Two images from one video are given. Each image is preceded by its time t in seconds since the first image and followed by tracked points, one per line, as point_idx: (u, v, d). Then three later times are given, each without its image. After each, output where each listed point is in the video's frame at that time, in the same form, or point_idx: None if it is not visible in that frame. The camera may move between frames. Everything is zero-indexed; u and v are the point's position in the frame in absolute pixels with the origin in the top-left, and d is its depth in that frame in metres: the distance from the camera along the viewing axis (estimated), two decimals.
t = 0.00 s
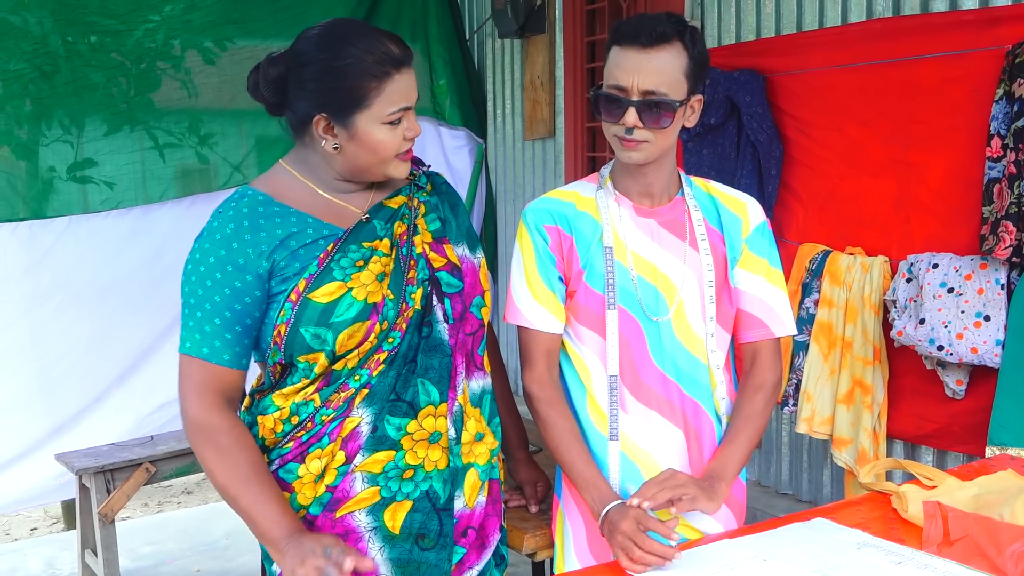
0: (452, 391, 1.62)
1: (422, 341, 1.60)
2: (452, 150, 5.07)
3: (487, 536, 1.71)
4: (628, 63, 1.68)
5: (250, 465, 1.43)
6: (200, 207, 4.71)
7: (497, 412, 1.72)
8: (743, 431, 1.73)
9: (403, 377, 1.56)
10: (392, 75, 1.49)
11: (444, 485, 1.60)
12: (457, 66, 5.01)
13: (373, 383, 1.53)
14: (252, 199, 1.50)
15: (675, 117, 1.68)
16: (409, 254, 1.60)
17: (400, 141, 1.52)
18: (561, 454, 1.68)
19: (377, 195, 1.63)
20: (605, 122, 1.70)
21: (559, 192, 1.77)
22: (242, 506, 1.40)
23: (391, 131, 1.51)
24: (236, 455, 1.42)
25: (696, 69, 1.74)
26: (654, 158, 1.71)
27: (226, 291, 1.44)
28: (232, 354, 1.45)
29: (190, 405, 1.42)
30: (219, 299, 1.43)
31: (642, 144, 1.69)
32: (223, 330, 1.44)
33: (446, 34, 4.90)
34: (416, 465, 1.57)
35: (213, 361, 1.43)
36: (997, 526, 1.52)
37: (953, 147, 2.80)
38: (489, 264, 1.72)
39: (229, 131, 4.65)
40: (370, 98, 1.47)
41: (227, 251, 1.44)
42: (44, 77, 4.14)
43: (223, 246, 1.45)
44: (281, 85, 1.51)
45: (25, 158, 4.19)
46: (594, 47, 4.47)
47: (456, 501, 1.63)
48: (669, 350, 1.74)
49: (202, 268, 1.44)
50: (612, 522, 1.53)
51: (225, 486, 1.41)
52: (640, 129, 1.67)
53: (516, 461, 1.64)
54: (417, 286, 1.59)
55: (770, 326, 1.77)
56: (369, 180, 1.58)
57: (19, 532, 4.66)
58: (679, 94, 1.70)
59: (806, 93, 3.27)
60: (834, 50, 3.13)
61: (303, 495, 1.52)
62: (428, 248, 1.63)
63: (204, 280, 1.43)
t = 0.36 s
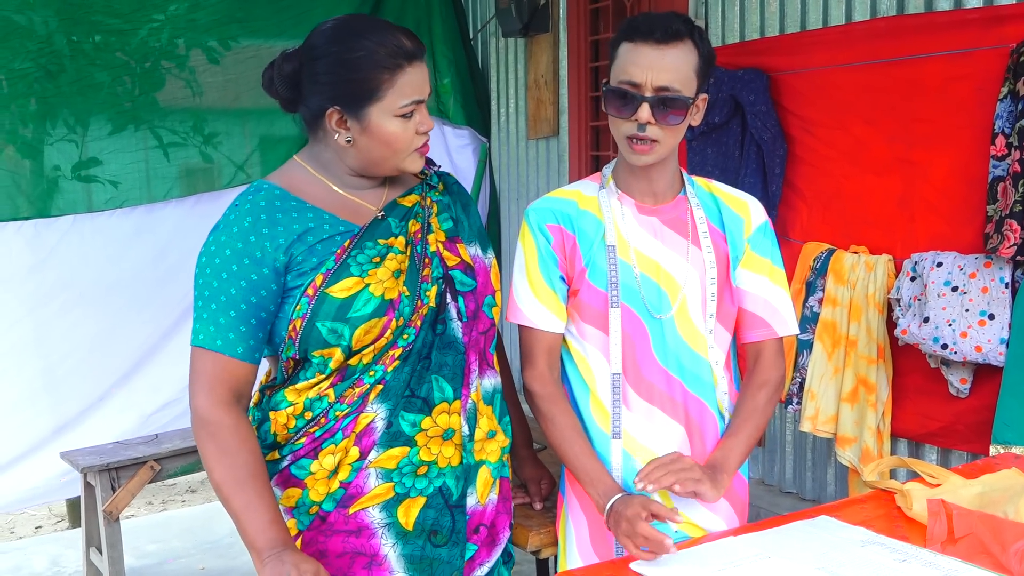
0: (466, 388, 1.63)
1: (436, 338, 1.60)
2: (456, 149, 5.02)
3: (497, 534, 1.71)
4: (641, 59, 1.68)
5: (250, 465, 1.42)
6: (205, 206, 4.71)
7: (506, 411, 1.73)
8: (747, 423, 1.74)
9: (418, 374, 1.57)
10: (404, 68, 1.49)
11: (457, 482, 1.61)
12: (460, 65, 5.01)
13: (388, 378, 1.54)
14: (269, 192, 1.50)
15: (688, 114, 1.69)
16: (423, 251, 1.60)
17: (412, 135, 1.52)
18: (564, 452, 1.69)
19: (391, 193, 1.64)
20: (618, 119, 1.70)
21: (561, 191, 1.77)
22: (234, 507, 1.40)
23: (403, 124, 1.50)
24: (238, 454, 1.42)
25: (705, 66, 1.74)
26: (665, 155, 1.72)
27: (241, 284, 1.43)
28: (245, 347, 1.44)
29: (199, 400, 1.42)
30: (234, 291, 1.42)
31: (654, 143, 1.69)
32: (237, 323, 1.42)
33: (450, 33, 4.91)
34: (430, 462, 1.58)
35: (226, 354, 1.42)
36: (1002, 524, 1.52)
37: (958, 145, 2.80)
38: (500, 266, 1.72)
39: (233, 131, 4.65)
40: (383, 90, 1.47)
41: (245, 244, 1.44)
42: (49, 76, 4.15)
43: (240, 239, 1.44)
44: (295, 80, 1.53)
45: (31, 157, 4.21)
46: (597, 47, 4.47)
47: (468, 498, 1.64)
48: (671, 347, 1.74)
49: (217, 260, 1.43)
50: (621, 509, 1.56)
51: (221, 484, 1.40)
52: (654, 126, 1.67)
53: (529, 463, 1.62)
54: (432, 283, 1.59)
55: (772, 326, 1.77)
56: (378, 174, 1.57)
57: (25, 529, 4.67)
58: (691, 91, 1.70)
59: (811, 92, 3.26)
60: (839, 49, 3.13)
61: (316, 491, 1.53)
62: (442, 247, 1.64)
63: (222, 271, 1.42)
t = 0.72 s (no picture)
0: (478, 387, 1.64)
1: (448, 337, 1.62)
2: (459, 148, 5.13)
3: (506, 532, 1.72)
4: (648, 61, 1.68)
5: (272, 464, 1.43)
6: (208, 205, 4.72)
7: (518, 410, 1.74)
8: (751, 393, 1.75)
9: (432, 372, 1.58)
10: (412, 72, 1.49)
11: (468, 480, 1.63)
12: (463, 64, 5.02)
13: (402, 377, 1.55)
14: (282, 192, 1.51)
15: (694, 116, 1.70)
16: (436, 251, 1.61)
17: (416, 138, 1.52)
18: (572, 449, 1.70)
19: (401, 194, 1.65)
20: (623, 120, 1.70)
21: (563, 192, 1.79)
22: (259, 507, 1.41)
23: (407, 127, 1.51)
24: (260, 453, 1.42)
25: (707, 69, 1.75)
26: (670, 156, 1.73)
27: (258, 284, 1.43)
28: (263, 346, 1.44)
29: (218, 398, 1.43)
30: (250, 291, 1.43)
31: (660, 145, 1.70)
32: (254, 322, 1.43)
33: (452, 33, 4.93)
34: (443, 460, 1.59)
35: (243, 354, 1.43)
36: (1004, 521, 1.53)
37: (961, 145, 2.81)
38: (511, 265, 1.74)
39: (236, 130, 4.66)
40: (389, 93, 1.47)
41: (258, 244, 1.44)
42: (52, 75, 4.16)
43: (254, 239, 1.44)
44: (307, 76, 1.54)
45: (35, 157, 4.22)
46: (600, 46, 4.48)
47: (479, 496, 1.65)
48: (674, 347, 1.75)
49: (232, 261, 1.43)
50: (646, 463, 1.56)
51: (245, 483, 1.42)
52: (661, 129, 1.67)
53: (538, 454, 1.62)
54: (444, 282, 1.60)
55: (771, 328, 1.78)
56: (382, 173, 1.57)
57: (28, 527, 4.68)
58: (696, 93, 1.71)
59: (814, 92, 3.27)
60: (842, 48, 3.13)
61: (330, 488, 1.53)
62: (454, 246, 1.65)
63: (237, 271, 1.43)
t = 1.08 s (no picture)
0: (480, 386, 1.64)
1: (451, 335, 1.62)
2: (460, 147, 5.14)
3: (504, 531, 1.73)
4: (649, 61, 1.69)
5: (270, 457, 1.42)
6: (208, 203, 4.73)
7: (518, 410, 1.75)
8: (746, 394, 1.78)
9: (434, 370, 1.58)
10: (416, 73, 1.48)
11: (468, 479, 1.63)
12: (464, 62, 5.03)
13: (404, 373, 1.55)
14: (290, 185, 1.52)
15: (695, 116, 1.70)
16: (440, 250, 1.62)
17: (416, 140, 1.51)
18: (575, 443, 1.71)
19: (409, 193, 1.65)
20: (625, 120, 1.71)
21: (565, 189, 1.80)
22: (256, 497, 1.40)
23: (408, 128, 1.50)
24: (259, 446, 1.42)
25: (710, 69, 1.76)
26: (672, 156, 1.73)
27: (264, 276, 1.44)
28: (266, 339, 1.44)
29: (221, 389, 1.42)
30: (255, 283, 1.43)
31: (662, 145, 1.71)
32: (259, 315, 1.43)
33: (453, 31, 4.93)
34: (443, 458, 1.59)
35: (247, 345, 1.42)
36: (1002, 517, 1.54)
37: (960, 143, 2.82)
38: (514, 264, 1.75)
39: (236, 128, 4.67)
40: (391, 90, 1.47)
41: (265, 237, 1.45)
42: (53, 73, 4.17)
43: (261, 232, 1.45)
44: (319, 69, 1.54)
45: (35, 155, 4.23)
46: (600, 45, 4.49)
47: (478, 495, 1.66)
48: (674, 345, 1.75)
49: (239, 252, 1.44)
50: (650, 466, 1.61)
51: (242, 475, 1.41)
52: (662, 128, 1.68)
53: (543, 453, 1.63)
54: (447, 281, 1.61)
55: (768, 326, 1.79)
56: (394, 177, 1.59)
57: (29, 525, 4.69)
58: (697, 92, 1.72)
59: (813, 90, 3.28)
60: (841, 47, 3.14)
61: (330, 483, 1.54)
62: (458, 245, 1.66)
63: (242, 262, 1.43)
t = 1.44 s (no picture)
0: (475, 382, 1.64)
1: (445, 331, 1.61)
2: (457, 146, 5.09)
3: (503, 527, 1.72)
4: (640, 62, 1.69)
5: (264, 464, 1.41)
6: (205, 203, 4.73)
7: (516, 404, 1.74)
8: (737, 391, 1.79)
9: (429, 367, 1.58)
10: (399, 70, 1.46)
11: (465, 476, 1.62)
12: (460, 62, 5.03)
13: (399, 370, 1.54)
14: (280, 186, 1.50)
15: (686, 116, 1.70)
16: (434, 245, 1.61)
17: (394, 139, 1.49)
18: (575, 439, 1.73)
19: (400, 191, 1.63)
20: (617, 120, 1.72)
21: (560, 189, 1.80)
22: (248, 504, 1.40)
23: (386, 126, 1.48)
24: (254, 452, 1.41)
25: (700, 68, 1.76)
26: (663, 155, 1.74)
27: (258, 276, 1.42)
28: (262, 339, 1.42)
29: (219, 392, 1.40)
30: (249, 283, 1.41)
31: (654, 144, 1.71)
32: (254, 315, 1.41)
33: (450, 31, 4.93)
34: (441, 455, 1.58)
35: (243, 346, 1.40)
36: (998, 516, 1.54)
37: (957, 143, 2.82)
38: (510, 261, 1.76)
39: (234, 127, 4.67)
40: (371, 85, 1.45)
41: (258, 237, 1.43)
42: (50, 73, 4.17)
43: (254, 232, 1.43)
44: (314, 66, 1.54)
45: (32, 154, 4.23)
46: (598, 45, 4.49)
47: (477, 492, 1.65)
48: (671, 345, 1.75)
49: (232, 253, 1.41)
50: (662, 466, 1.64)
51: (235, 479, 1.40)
52: (653, 128, 1.69)
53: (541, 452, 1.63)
54: (441, 276, 1.61)
55: (764, 326, 1.79)
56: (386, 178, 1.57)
57: (26, 525, 4.68)
58: (688, 92, 1.72)
59: (811, 90, 3.28)
60: (838, 47, 3.15)
61: (329, 483, 1.51)
62: (452, 241, 1.66)
63: (233, 264, 1.41)
